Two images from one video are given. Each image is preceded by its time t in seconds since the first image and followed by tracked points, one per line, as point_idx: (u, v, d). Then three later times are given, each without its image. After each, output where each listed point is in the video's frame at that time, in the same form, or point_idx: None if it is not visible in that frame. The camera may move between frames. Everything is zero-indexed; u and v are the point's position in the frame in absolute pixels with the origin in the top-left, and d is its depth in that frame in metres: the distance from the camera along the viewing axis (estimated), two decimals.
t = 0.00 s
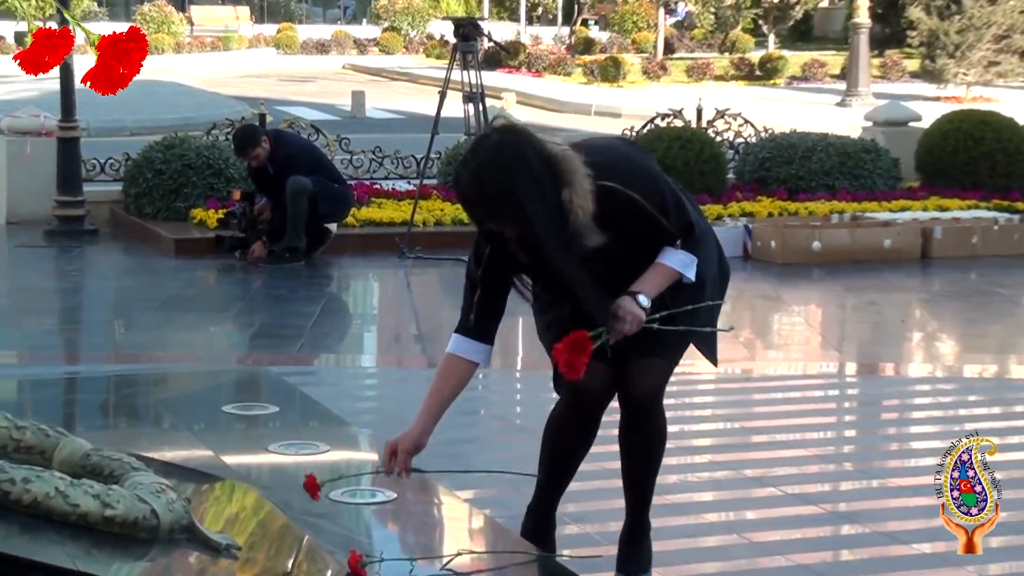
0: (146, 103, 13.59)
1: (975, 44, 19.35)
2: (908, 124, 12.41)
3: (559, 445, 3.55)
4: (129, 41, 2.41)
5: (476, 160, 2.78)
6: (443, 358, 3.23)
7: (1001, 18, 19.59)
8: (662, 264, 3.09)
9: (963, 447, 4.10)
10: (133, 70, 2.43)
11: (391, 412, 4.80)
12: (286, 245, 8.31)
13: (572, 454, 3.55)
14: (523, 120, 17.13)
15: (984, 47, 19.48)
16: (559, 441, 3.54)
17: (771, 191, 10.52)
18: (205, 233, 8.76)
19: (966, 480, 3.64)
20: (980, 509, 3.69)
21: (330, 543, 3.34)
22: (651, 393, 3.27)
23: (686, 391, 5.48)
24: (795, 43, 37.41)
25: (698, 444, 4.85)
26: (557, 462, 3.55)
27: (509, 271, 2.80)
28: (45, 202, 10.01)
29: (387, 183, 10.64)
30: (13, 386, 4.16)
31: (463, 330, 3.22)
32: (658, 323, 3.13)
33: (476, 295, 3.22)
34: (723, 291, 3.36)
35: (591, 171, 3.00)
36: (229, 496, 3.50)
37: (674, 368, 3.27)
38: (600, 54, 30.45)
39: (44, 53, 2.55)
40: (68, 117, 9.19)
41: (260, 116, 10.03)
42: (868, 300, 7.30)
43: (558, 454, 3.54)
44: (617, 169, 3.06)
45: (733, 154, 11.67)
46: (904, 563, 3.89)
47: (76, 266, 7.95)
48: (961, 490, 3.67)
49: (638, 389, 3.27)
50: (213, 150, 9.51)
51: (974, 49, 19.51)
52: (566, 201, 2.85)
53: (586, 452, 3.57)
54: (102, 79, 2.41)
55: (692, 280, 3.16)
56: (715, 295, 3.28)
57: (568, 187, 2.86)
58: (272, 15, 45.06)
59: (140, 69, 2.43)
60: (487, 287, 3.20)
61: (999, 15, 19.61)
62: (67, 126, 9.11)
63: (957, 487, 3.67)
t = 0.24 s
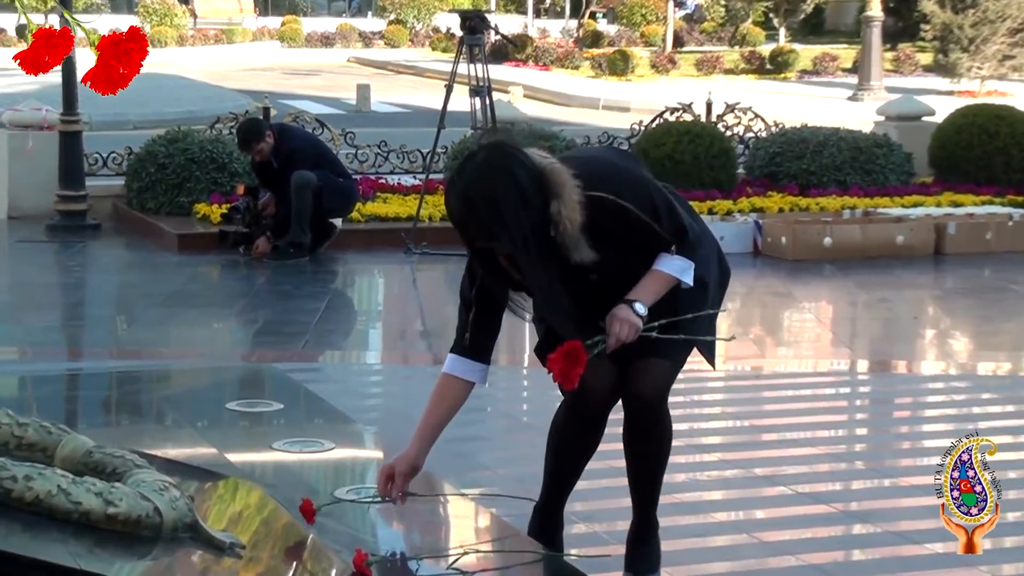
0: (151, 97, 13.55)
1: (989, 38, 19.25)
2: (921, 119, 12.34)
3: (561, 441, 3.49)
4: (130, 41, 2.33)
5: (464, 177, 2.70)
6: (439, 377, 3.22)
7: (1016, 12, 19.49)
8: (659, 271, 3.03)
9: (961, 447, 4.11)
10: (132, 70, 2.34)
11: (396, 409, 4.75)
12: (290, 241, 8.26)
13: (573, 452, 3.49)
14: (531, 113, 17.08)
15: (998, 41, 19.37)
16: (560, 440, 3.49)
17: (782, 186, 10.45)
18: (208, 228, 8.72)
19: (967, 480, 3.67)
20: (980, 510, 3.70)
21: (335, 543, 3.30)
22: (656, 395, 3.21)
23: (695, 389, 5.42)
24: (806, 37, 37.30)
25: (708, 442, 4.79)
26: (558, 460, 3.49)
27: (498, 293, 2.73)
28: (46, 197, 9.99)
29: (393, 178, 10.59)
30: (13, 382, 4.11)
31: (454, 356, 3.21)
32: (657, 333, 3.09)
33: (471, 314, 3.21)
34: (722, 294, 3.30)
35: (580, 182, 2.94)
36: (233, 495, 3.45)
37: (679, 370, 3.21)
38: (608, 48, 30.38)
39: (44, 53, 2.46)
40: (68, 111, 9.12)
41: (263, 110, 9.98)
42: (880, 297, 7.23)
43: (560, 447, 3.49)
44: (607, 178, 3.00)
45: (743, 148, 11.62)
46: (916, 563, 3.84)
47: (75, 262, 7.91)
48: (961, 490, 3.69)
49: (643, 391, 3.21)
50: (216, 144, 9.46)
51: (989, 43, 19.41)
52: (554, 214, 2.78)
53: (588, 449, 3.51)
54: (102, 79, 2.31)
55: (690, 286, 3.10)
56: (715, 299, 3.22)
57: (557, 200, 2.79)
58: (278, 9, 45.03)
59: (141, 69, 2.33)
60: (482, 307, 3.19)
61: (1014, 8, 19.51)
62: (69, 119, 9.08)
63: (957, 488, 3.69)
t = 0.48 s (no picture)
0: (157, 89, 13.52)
1: (1005, 29, 19.15)
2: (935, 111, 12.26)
3: (564, 439, 3.44)
4: (130, 41, 2.34)
5: (454, 168, 2.68)
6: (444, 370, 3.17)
7: None
8: (653, 259, 2.96)
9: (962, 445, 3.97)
10: (132, 70, 2.35)
11: (403, 404, 4.71)
12: (296, 234, 8.25)
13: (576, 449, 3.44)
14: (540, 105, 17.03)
15: (1014, 33, 19.27)
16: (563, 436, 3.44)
17: (793, 179, 10.39)
18: (213, 221, 8.70)
19: (967, 481, 3.53)
20: (980, 511, 3.58)
21: (341, 540, 3.25)
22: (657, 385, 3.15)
23: (704, 384, 5.37)
24: (817, 29, 37.20)
25: (718, 439, 4.74)
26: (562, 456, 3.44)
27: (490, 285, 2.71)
28: (49, 190, 9.97)
29: (399, 170, 10.55)
30: (15, 376, 4.07)
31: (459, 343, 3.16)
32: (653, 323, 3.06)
33: (470, 303, 3.15)
34: (724, 279, 3.26)
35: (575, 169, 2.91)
36: (238, 491, 3.40)
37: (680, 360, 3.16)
38: (618, 39, 30.31)
39: (45, 53, 2.48)
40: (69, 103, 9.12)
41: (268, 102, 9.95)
42: (893, 292, 7.17)
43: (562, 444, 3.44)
44: (603, 164, 2.95)
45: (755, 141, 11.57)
46: (930, 561, 3.78)
47: (78, 255, 7.87)
48: (961, 491, 3.55)
49: (645, 381, 3.15)
50: (221, 136, 9.44)
51: (1004, 35, 19.31)
52: (546, 202, 2.76)
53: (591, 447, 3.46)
54: (102, 79, 2.32)
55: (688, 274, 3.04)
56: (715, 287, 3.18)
57: (549, 188, 2.76)
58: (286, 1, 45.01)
59: (141, 69, 2.36)
60: (481, 294, 3.13)
61: None
62: (72, 110, 9.11)
63: (958, 489, 3.56)
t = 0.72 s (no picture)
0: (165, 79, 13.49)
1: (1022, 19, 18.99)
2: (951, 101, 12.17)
3: (567, 432, 3.39)
4: (130, 41, 2.30)
5: (449, 129, 2.75)
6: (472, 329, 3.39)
7: None
8: (649, 232, 2.95)
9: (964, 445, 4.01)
10: (133, 69, 2.31)
11: (409, 397, 4.66)
12: (302, 225, 8.19)
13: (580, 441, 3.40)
14: (549, 94, 16.96)
15: None
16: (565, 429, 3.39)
17: (806, 171, 10.31)
18: (218, 211, 8.68)
19: (966, 480, 3.65)
20: (980, 511, 3.64)
21: (347, 533, 3.21)
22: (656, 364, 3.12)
23: (715, 377, 5.31)
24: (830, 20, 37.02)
25: (729, 433, 4.68)
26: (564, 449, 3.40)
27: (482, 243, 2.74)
28: (53, 179, 9.95)
29: (406, 161, 10.51)
30: (17, 367, 4.03)
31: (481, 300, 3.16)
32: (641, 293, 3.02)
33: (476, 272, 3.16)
34: (726, 259, 3.22)
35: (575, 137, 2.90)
36: (243, 485, 3.35)
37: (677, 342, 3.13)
38: (628, 29, 30.19)
39: (44, 54, 2.44)
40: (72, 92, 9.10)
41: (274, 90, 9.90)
42: (907, 285, 7.09)
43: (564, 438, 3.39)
44: (604, 133, 2.92)
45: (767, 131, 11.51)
46: (943, 557, 3.72)
47: (81, 245, 7.83)
48: (962, 491, 3.65)
49: (641, 364, 3.12)
50: (226, 125, 9.37)
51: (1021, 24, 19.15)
52: (542, 167, 2.78)
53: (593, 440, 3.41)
54: (101, 79, 2.28)
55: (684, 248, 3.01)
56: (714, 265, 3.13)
57: (546, 153, 2.78)
58: None
59: (141, 69, 2.31)
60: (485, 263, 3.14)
61: None
62: (76, 100, 9.09)
63: (958, 489, 3.66)
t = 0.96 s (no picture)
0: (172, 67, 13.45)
1: None
2: (967, 90, 12.07)
3: (568, 419, 3.38)
4: (131, 41, 2.30)
5: (450, 81, 2.74)
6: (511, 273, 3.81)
7: None
8: (643, 202, 2.98)
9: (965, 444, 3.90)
10: (133, 69, 2.31)
11: (416, 389, 4.61)
12: (309, 214, 8.17)
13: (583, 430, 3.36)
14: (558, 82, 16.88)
15: None
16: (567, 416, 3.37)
17: (819, 159, 10.23)
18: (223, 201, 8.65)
19: (967, 480, 3.39)
20: (980, 513, 3.44)
21: (354, 526, 3.16)
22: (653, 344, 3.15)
23: (726, 369, 5.25)
24: (842, 8, 36.84)
25: (740, 426, 4.62)
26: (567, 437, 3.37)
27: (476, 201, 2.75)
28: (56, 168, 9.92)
29: (414, 149, 10.46)
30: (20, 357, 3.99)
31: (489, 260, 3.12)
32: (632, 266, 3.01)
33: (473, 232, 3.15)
34: (724, 231, 3.25)
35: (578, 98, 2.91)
36: (248, 478, 3.30)
37: (675, 328, 3.17)
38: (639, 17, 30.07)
39: (44, 54, 2.39)
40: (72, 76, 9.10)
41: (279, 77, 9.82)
42: (921, 276, 7.02)
43: (567, 425, 3.37)
44: (607, 96, 2.93)
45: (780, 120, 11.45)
46: (958, 552, 3.66)
47: (85, 234, 7.80)
48: (963, 492, 3.42)
49: (639, 349, 3.16)
50: (232, 113, 9.33)
51: None
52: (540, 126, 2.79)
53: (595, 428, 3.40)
54: (102, 79, 2.28)
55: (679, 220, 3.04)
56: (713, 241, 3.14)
57: (545, 113, 2.79)
58: None
59: (141, 69, 2.32)
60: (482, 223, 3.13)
61: None
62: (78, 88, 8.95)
63: (959, 490, 3.42)
